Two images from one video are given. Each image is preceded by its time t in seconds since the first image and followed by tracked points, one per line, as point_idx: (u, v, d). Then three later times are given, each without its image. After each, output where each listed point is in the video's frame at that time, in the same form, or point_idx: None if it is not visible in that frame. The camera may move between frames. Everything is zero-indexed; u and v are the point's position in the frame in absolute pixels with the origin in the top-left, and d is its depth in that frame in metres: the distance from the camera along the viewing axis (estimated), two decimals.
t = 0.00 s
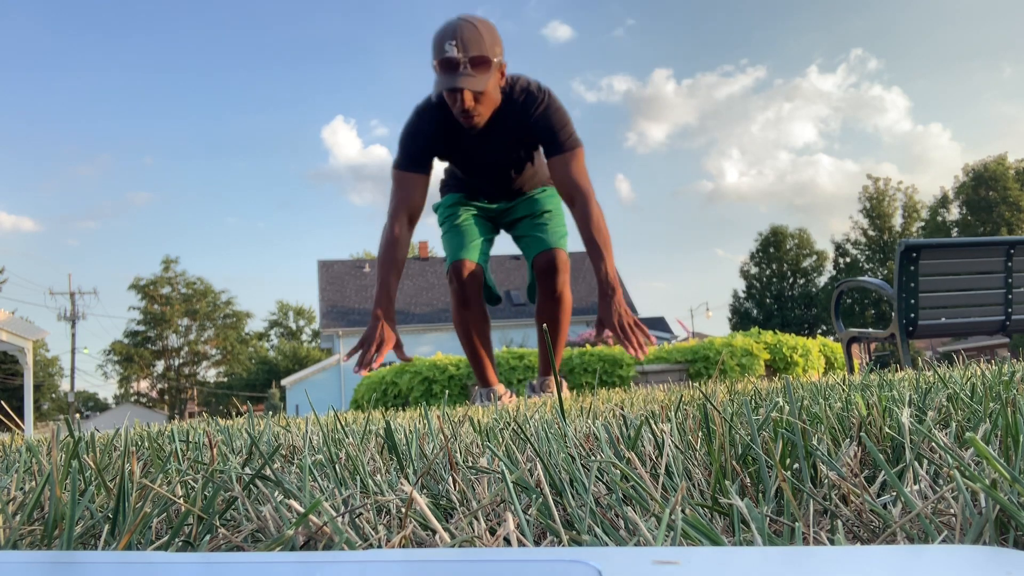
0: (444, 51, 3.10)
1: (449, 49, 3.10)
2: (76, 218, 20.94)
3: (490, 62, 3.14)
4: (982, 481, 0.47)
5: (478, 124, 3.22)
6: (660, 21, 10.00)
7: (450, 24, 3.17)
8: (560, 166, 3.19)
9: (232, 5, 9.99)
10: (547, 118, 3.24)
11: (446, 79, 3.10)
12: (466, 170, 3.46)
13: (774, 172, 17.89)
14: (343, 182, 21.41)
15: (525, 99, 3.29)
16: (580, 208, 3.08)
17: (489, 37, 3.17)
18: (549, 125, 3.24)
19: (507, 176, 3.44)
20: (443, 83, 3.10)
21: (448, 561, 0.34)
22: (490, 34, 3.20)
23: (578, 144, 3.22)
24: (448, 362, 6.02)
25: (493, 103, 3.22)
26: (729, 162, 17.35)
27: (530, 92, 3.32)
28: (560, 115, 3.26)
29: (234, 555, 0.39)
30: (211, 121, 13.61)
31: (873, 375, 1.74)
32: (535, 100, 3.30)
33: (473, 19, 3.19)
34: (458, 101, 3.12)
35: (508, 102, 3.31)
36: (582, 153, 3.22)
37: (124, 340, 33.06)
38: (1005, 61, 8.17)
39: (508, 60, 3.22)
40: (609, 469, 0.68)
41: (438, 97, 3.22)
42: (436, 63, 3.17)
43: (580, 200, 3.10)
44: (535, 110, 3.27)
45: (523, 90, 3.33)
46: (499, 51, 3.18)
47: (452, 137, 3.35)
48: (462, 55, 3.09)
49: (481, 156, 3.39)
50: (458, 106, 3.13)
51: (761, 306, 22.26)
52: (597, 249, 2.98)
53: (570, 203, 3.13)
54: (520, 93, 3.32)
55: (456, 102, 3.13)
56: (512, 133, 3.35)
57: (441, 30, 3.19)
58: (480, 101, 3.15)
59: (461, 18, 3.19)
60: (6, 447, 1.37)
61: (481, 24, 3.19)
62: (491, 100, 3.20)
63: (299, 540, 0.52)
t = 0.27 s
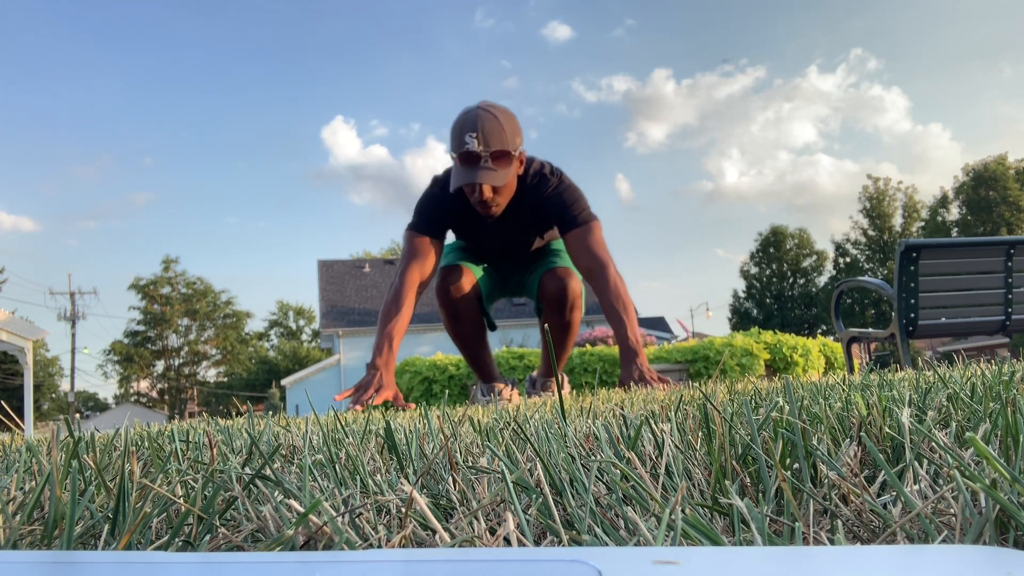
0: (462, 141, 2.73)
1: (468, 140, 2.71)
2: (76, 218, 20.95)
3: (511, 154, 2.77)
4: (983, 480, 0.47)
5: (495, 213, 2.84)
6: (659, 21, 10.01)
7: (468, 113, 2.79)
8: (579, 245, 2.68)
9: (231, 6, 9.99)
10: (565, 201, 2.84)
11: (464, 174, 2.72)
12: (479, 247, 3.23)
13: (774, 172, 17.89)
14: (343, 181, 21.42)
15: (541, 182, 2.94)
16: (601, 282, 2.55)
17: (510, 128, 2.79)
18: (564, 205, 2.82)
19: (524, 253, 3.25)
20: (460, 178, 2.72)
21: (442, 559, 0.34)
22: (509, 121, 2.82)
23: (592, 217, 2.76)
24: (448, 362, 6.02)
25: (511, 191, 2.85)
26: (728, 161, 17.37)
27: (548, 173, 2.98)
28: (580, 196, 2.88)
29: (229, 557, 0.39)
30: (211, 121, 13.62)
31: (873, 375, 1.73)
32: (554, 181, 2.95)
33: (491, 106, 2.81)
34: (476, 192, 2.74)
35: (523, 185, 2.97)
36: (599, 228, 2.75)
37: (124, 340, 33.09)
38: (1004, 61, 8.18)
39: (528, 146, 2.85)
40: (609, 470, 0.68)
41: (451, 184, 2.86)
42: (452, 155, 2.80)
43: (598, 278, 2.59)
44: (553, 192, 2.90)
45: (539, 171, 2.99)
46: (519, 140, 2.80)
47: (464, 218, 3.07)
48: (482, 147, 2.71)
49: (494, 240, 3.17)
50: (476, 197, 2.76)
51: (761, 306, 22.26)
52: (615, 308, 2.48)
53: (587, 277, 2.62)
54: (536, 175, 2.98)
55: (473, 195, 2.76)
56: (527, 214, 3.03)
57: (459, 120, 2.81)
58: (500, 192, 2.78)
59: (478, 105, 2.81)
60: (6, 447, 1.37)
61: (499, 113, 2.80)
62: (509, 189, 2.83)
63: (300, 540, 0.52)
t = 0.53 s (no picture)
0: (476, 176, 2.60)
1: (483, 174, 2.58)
2: (76, 218, 20.96)
3: (528, 195, 2.64)
4: (982, 480, 0.47)
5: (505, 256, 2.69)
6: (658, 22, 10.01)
7: (485, 147, 2.65)
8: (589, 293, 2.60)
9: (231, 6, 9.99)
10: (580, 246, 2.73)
11: (475, 208, 2.58)
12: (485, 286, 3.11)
13: (774, 172, 17.88)
14: (342, 181, 21.42)
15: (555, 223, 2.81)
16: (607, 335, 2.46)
17: (527, 166, 2.68)
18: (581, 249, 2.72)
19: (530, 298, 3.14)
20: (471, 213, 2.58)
21: (442, 556, 0.34)
22: (528, 161, 2.70)
23: (606, 266, 2.70)
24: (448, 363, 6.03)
25: (524, 233, 2.71)
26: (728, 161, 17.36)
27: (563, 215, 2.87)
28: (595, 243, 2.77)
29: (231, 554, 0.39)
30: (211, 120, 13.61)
31: (872, 375, 1.73)
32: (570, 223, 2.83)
33: (511, 144, 2.68)
34: (486, 232, 2.60)
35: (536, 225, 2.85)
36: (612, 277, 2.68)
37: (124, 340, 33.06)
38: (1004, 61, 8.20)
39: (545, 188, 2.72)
40: (609, 470, 0.68)
41: (461, 219, 2.71)
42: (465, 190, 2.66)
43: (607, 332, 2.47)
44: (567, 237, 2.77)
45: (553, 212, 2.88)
46: (536, 181, 2.68)
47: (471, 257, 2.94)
48: (498, 184, 2.57)
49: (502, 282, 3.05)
50: (485, 236, 2.61)
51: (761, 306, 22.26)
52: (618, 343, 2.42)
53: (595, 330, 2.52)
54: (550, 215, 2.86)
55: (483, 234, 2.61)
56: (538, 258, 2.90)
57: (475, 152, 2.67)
58: (511, 234, 2.64)
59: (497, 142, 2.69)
60: (6, 447, 1.36)
61: (519, 151, 2.68)
62: (522, 231, 2.69)
63: (299, 540, 0.52)
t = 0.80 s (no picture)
0: (455, 126, 2.50)
1: (461, 123, 2.49)
2: (76, 218, 20.95)
3: (509, 145, 2.55)
4: (982, 481, 0.47)
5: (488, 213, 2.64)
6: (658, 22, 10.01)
7: (459, 95, 2.53)
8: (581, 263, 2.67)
9: (231, 6, 9.99)
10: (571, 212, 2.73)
11: (455, 160, 2.48)
12: (473, 258, 3.10)
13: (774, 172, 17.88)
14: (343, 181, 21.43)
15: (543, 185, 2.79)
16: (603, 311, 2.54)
17: (507, 113, 2.58)
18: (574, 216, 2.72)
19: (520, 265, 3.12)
20: (451, 165, 2.48)
21: (446, 559, 0.34)
22: (508, 109, 2.60)
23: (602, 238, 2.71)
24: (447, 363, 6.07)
25: (507, 191, 2.66)
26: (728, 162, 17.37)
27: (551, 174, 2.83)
28: (584, 205, 2.76)
29: (234, 554, 0.40)
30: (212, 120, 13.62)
31: (873, 375, 1.73)
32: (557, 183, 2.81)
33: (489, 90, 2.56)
34: (468, 189, 2.53)
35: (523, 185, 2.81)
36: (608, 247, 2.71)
37: (124, 340, 33.04)
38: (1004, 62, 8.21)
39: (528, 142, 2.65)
40: (609, 469, 0.68)
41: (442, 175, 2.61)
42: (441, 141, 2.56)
43: (604, 303, 2.57)
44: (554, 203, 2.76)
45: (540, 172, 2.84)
46: (518, 131, 2.59)
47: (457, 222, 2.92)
48: (477, 133, 2.48)
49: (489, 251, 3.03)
50: (467, 192, 2.54)
51: (761, 307, 22.27)
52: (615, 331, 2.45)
53: (592, 308, 2.60)
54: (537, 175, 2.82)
55: (465, 190, 2.54)
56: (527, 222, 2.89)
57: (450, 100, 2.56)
58: (495, 189, 2.58)
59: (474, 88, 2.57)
60: (7, 447, 1.37)
61: (500, 99, 2.58)
62: (505, 187, 2.64)
63: (300, 540, 0.52)
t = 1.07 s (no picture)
0: (442, 78, 2.55)
1: (447, 74, 2.55)
2: (76, 218, 20.95)
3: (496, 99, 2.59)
4: (983, 480, 0.47)
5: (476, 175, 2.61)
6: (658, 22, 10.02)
7: (444, 55, 2.65)
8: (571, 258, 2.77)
9: (232, 6, 10.00)
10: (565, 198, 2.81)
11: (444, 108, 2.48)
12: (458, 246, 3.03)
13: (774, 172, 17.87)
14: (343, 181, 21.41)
15: (533, 166, 2.85)
16: (601, 305, 2.66)
17: (495, 73, 2.66)
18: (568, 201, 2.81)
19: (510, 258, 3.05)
20: (440, 115, 2.48)
21: (443, 558, 0.34)
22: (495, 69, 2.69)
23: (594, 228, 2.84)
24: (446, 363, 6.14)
25: (494, 155, 2.66)
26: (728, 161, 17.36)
27: (539, 155, 2.89)
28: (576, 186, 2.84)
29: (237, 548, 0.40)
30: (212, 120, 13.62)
31: (873, 375, 1.73)
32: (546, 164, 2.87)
33: (475, 50, 2.69)
34: (455, 143, 2.54)
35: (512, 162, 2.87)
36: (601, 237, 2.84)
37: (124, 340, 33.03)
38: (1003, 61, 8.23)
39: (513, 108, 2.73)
40: (609, 469, 0.68)
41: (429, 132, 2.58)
42: (428, 95, 2.59)
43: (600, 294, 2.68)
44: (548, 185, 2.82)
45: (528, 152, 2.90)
46: (505, 88, 2.65)
47: (442, 202, 2.88)
48: (465, 82, 2.52)
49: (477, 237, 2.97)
50: (455, 145, 2.54)
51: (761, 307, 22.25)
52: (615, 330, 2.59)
53: (588, 303, 2.71)
54: (525, 155, 2.88)
55: (452, 143, 2.54)
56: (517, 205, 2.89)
57: (434, 60, 2.66)
58: (482, 146, 2.58)
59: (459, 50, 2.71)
60: (7, 447, 1.37)
61: (484, 56, 2.69)
62: (493, 150, 2.64)
63: (300, 540, 0.52)
